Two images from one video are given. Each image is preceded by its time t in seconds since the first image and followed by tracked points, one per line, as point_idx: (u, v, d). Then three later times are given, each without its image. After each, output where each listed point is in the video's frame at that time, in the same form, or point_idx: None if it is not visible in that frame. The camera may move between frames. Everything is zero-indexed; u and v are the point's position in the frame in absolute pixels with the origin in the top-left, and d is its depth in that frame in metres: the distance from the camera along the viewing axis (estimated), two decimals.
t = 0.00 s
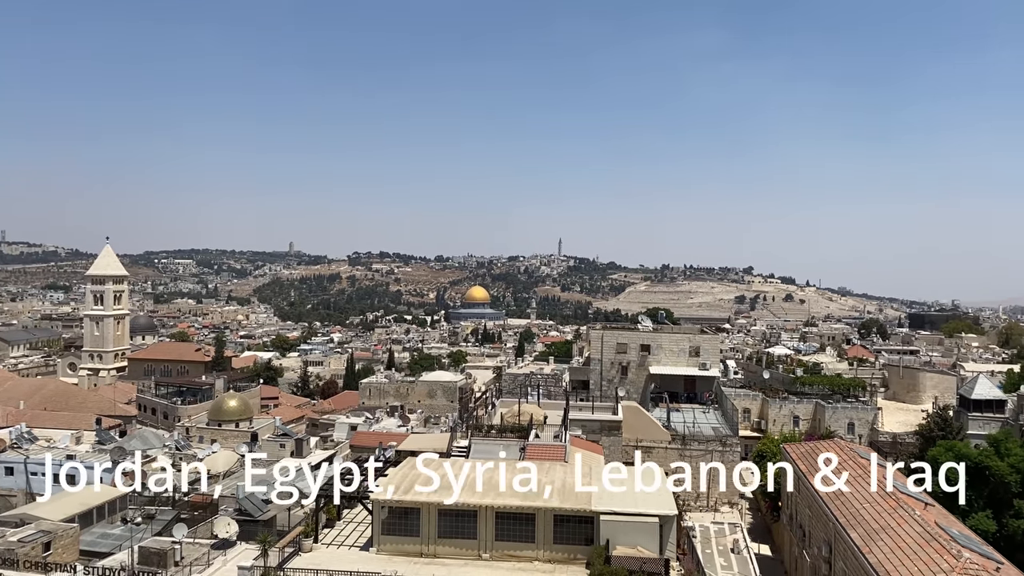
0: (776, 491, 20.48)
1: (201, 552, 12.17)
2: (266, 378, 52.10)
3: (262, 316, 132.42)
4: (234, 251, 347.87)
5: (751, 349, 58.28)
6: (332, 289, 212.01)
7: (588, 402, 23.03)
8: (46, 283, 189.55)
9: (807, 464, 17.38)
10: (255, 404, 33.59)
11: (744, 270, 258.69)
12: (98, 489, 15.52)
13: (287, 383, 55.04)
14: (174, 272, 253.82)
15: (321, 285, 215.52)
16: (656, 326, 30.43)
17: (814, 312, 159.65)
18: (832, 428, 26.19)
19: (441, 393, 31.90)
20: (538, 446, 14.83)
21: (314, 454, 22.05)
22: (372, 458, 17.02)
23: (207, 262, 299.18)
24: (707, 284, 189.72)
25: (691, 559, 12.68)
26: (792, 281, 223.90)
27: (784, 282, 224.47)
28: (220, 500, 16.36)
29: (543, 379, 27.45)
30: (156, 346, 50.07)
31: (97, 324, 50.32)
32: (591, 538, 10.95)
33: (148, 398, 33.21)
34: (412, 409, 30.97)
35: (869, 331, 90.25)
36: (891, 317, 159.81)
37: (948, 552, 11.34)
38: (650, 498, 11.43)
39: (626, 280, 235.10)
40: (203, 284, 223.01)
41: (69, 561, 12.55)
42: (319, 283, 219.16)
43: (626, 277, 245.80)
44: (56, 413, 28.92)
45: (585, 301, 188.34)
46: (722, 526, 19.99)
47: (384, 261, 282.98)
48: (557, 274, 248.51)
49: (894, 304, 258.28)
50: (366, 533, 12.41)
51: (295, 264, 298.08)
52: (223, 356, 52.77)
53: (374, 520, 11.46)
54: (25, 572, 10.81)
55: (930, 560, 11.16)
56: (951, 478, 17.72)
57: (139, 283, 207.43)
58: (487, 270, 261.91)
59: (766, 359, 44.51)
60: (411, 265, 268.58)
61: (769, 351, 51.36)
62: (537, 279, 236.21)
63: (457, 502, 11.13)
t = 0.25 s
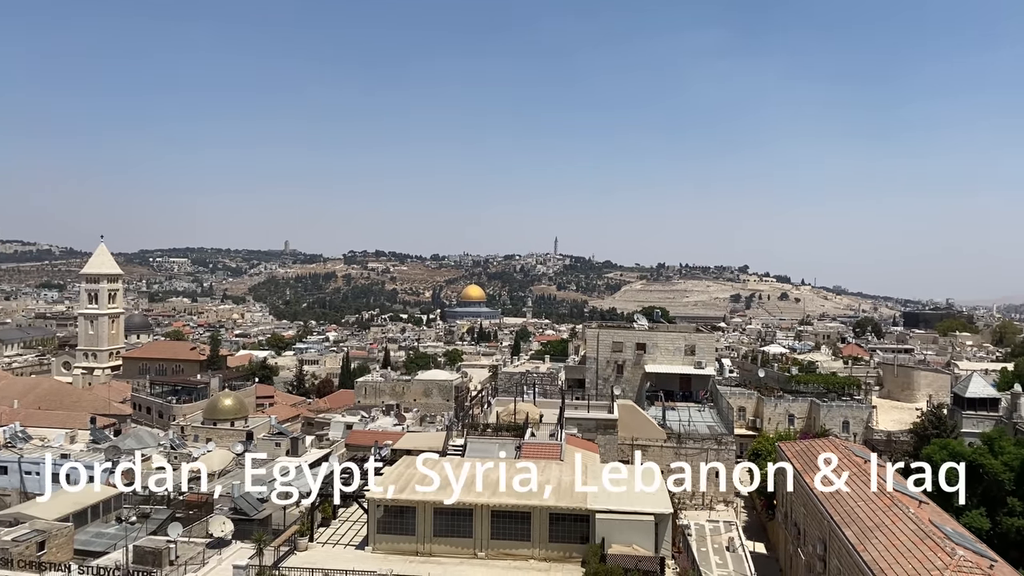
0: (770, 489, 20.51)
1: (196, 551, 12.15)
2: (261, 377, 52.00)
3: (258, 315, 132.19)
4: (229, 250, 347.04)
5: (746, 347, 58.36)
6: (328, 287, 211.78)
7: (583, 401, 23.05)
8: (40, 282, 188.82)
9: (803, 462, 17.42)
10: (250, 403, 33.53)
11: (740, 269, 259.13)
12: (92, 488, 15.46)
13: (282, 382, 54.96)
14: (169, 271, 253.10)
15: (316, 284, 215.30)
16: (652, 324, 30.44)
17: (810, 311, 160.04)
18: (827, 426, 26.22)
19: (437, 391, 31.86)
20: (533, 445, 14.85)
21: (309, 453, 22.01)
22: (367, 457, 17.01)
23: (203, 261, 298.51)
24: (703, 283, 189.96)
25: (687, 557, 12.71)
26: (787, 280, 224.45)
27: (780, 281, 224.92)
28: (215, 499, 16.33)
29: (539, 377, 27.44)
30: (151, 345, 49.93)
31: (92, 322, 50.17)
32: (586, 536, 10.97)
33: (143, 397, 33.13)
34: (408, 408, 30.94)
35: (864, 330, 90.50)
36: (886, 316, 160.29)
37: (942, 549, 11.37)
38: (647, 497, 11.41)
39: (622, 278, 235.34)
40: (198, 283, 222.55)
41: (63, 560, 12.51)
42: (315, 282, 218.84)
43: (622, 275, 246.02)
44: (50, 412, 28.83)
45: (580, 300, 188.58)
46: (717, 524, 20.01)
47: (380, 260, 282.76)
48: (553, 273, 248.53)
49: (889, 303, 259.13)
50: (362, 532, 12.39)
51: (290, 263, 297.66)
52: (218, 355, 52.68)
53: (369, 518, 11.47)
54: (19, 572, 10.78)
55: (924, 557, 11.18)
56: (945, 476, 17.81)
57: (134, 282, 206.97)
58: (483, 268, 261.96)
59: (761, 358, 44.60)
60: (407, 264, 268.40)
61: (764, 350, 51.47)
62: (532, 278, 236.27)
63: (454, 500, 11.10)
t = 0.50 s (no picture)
0: (766, 487, 20.56)
1: (191, 551, 12.12)
2: (257, 376, 51.89)
3: (252, 314, 131.90)
4: (224, 249, 346.12)
5: (742, 347, 58.51)
6: (323, 286, 211.48)
7: (578, 400, 23.08)
8: (34, 281, 187.96)
9: (797, 461, 17.47)
10: (245, 402, 33.47)
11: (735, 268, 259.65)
12: (86, 488, 15.40)
13: (277, 381, 54.87)
14: (163, 270, 252.36)
15: (311, 283, 214.95)
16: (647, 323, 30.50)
17: (804, 310, 160.40)
18: (822, 425, 26.31)
19: (432, 391, 31.86)
20: (529, 444, 14.85)
21: (305, 453, 21.99)
22: (363, 456, 16.99)
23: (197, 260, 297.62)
24: (698, 282, 190.21)
25: (682, 556, 12.73)
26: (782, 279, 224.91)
27: (774, 280, 225.37)
28: (210, 498, 16.28)
29: (535, 376, 27.48)
30: (145, 344, 49.76)
31: (86, 322, 49.98)
32: (581, 535, 10.96)
33: (137, 397, 33.02)
34: (403, 407, 30.90)
35: (858, 329, 90.80)
36: (880, 315, 160.80)
37: (936, 547, 11.38)
38: (642, 496, 11.44)
39: (617, 278, 235.53)
40: (193, 282, 221.83)
41: (58, 560, 12.47)
42: (310, 281, 218.40)
43: (618, 275, 246.18)
44: (44, 412, 28.74)
45: (576, 299, 188.55)
46: (712, 523, 20.08)
47: (376, 259, 282.47)
48: (549, 272, 248.54)
49: (883, 302, 259.88)
50: (357, 531, 12.38)
51: (286, 262, 297.16)
52: (213, 354, 52.54)
53: (364, 518, 11.46)
54: (12, 573, 10.73)
55: (917, 556, 11.22)
56: (939, 474, 17.87)
57: (128, 281, 206.20)
58: (479, 268, 261.91)
59: (756, 357, 44.69)
60: (403, 263, 268.23)
61: (759, 349, 51.58)
62: (528, 277, 236.28)
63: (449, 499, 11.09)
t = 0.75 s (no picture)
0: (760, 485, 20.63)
1: (185, 550, 12.11)
2: (251, 375, 51.77)
3: (247, 313, 131.54)
4: (218, 248, 345.06)
5: (736, 345, 58.61)
6: (318, 285, 211.08)
7: (574, 398, 23.11)
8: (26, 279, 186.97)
9: (792, 459, 17.53)
10: (239, 401, 33.41)
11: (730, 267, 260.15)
12: (79, 487, 15.35)
13: (272, 380, 54.76)
14: (157, 269, 251.44)
15: (306, 282, 214.54)
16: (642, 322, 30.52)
17: (798, 308, 160.81)
18: (816, 423, 26.41)
19: (427, 389, 31.84)
20: (524, 443, 14.85)
21: (299, 452, 21.97)
22: (357, 455, 16.96)
23: (191, 258, 296.58)
24: (693, 281, 190.53)
25: (676, 554, 12.76)
26: (776, 277, 225.43)
27: (769, 278, 225.91)
28: (204, 498, 16.24)
29: (530, 375, 27.51)
30: (139, 342, 49.57)
31: (79, 321, 49.77)
32: (576, 533, 10.98)
33: (130, 396, 32.91)
34: (398, 406, 30.86)
35: (852, 327, 91.10)
36: (874, 314, 161.36)
37: (929, 545, 11.43)
38: (637, 494, 11.46)
39: (612, 276, 235.72)
40: (187, 280, 221.00)
41: (51, 560, 12.43)
42: (304, 279, 217.92)
43: (613, 273, 246.33)
44: (37, 411, 28.62)
45: (571, 298, 188.62)
46: (707, 521, 20.14)
47: (370, 257, 281.95)
48: (544, 270, 248.61)
49: (877, 300, 260.75)
50: (352, 530, 12.38)
51: (280, 260, 296.50)
52: (207, 353, 52.39)
53: (359, 517, 11.45)
54: (5, 572, 10.70)
55: (910, 552, 11.27)
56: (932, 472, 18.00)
57: (122, 280, 205.36)
58: (473, 266, 261.81)
59: (750, 355, 44.79)
60: (397, 262, 267.89)
61: (753, 347, 51.69)
62: (523, 275, 236.27)
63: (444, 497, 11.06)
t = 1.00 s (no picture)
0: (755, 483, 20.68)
1: (179, 549, 12.08)
2: (245, 373, 51.65)
3: (241, 311, 131.18)
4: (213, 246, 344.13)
5: (731, 343, 58.74)
6: (313, 283, 210.73)
7: (568, 397, 23.10)
8: (19, 278, 186.14)
9: (786, 457, 17.59)
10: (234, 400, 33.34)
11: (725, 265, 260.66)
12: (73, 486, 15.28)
13: (267, 379, 54.65)
14: (151, 267, 250.64)
15: (301, 280, 214.13)
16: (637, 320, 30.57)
17: (793, 306, 161.24)
18: (810, 421, 26.50)
19: (422, 388, 31.81)
20: (519, 441, 14.85)
21: (294, 450, 21.95)
22: (352, 454, 16.93)
23: (186, 257, 295.68)
24: (688, 279, 190.85)
25: (671, 552, 12.78)
26: (771, 276, 225.92)
27: (763, 277, 226.39)
28: (199, 496, 16.19)
29: (525, 373, 27.54)
30: (133, 341, 49.38)
31: (73, 319, 49.56)
32: (571, 531, 11.00)
33: (124, 395, 32.81)
34: (393, 404, 30.82)
35: (846, 325, 91.39)
36: (868, 312, 161.87)
37: (922, 541, 11.46)
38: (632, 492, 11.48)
39: (607, 274, 235.98)
40: (181, 279, 220.32)
41: (45, 559, 12.38)
42: (299, 278, 217.48)
43: (608, 271, 246.53)
44: (30, 410, 28.49)
45: (566, 296, 188.76)
46: (701, 518, 20.20)
47: (365, 255, 281.51)
48: (539, 269, 248.69)
49: (871, 298, 261.58)
50: (347, 528, 12.37)
51: (275, 259, 295.89)
52: (201, 352, 52.26)
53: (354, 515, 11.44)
54: None
55: (903, 549, 11.30)
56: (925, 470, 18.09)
57: (116, 278, 204.60)
58: (469, 264, 261.63)
59: (745, 353, 44.89)
60: (393, 260, 267.66)
61: (748, 345, 51.82)
62: (518, 273, 236.29)
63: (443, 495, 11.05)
